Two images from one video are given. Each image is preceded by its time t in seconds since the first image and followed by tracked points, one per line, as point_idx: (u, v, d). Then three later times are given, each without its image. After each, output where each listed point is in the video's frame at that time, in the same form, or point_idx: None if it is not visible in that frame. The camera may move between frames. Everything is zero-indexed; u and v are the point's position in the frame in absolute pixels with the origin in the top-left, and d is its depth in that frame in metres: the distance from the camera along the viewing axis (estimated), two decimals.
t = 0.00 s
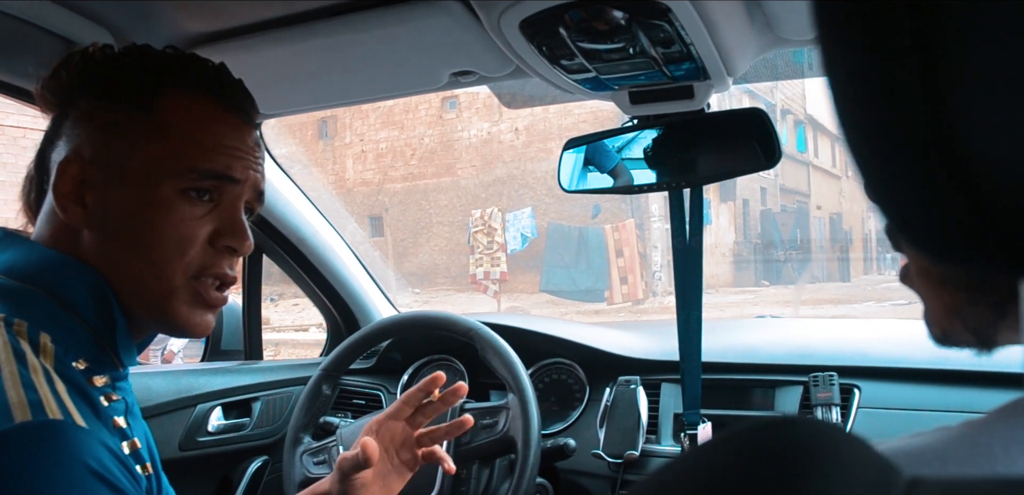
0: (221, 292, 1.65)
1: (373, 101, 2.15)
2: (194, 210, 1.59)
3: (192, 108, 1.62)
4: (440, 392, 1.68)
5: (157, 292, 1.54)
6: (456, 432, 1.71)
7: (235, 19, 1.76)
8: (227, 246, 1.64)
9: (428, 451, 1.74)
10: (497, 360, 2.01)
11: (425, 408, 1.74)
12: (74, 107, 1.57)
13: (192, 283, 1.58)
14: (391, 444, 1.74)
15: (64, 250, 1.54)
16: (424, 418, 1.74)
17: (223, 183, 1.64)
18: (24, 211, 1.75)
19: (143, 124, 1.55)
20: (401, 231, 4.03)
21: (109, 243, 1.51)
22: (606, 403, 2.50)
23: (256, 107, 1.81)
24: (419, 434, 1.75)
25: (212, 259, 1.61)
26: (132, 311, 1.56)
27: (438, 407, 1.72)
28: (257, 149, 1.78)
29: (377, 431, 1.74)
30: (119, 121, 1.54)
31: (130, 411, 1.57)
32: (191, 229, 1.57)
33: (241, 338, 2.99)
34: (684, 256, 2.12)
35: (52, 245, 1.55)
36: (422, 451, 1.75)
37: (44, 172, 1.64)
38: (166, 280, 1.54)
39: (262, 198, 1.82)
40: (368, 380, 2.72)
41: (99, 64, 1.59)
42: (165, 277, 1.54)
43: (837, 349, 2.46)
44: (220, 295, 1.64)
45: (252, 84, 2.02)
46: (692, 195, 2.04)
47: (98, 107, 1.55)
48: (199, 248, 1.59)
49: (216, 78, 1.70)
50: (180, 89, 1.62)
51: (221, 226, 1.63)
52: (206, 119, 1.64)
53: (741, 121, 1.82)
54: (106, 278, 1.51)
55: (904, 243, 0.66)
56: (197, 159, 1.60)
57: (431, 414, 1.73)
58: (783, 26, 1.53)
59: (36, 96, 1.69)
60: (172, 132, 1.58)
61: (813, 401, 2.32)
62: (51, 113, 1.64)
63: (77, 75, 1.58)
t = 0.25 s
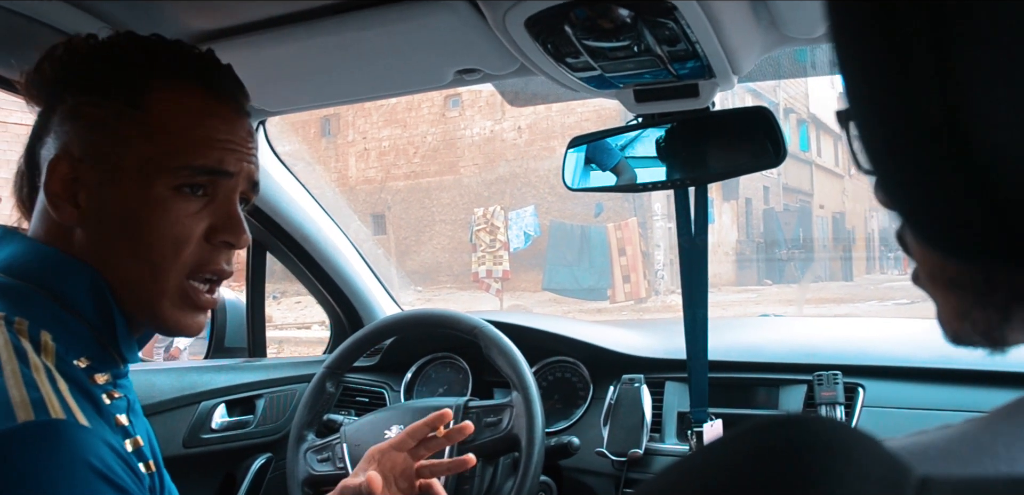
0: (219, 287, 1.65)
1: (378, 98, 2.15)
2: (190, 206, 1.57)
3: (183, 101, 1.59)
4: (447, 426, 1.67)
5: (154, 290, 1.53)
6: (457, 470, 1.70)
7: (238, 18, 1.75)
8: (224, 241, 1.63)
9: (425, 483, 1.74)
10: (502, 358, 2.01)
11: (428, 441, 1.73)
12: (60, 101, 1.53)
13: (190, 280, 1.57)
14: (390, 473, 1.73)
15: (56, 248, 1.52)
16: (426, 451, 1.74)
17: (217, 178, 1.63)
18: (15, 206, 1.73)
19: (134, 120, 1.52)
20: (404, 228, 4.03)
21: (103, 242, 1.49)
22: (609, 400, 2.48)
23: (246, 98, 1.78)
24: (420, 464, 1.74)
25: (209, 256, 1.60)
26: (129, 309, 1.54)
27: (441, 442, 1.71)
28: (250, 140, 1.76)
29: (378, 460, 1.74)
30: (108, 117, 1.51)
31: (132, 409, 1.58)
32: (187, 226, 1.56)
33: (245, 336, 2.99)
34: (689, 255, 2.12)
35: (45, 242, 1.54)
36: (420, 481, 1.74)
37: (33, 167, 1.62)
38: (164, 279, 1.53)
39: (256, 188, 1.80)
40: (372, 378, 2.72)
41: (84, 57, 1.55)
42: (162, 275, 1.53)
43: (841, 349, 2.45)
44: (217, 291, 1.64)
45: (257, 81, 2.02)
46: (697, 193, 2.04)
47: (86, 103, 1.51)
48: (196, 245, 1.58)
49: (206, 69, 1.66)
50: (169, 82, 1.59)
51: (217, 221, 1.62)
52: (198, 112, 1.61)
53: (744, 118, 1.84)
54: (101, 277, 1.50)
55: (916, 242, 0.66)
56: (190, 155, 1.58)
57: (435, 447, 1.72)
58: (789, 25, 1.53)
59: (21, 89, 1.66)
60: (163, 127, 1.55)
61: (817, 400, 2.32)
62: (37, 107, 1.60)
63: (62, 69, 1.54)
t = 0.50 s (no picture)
0: (226, 285, 1.65)
1: (385, 99, 2.16)
2: (195, 204, 1.57)
3: (187, 100, 1.59)
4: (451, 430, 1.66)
5: (161, 289, 1.53)
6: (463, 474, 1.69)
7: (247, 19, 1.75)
8: (230, 239, 1.63)
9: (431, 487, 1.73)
10: (509, 359, 2.01)
11: (433, 446, 1.73)
12: (65, 102, 1.54)
13: (196, 279, 1.57)
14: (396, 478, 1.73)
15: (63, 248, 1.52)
16: (431, 455, 1.73)
17: (221, 176, 1.62)
18: (22, 207, 1.74)
19: (138, 119, 1.52)
20: (409, 229, 4.03)
21: (109, 241, 1.49)
22: (617, 401, 2.50)
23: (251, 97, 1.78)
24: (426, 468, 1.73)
25: (215, 254, 1.60)
26: (137, 308, 1.54)
27: (448, 446, 1.71)
28: (255, 138, 1.75)
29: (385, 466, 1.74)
30: (112, 116, 1.51)
31: (139, 409, 1.58)
32: (193, 225, 1.56)
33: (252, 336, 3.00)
34: (696, 256, 2.12)
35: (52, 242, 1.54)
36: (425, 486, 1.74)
37: (40, 168, 1.62)
38: (170, 278, 1.53)
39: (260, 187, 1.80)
40: (378, 378, 2.72)
41: (87, 57, 1.55)
42: (169, 274, 1.53)
43: (849, 350, 2.45)
44: (223, 289, 1.64)
45: (264, 81, 2.02)
46: (704, 194, 2.04)
47: (90, 103, 1.51)
48: (202, 243, 1.58)
49: (209, 68, 1.66)
50: (173, 81, 1.59)
51: (222, 220, 1.61)
52: (202, 110, 1.61)
53: (752, 119, 1.83)
54: (109, 276, 1.50)
55: (939, 239, 0.67)
56: (194, 154, 1.58)
57: (441, 451, 1.72)
58: (797, 25, 1.53)
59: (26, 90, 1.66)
60: (167, 125, 1.55)
61: (825, 401, 2.31)
62: (43, 108, 1.61)
63: (66, 70, 1.55)
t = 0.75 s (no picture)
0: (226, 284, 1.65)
1: (389, 99, 2.16)
2: (197, 203, 1.57)
3: (191, 99, 1.59)
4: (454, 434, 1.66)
5: (164, 288, 1.54)
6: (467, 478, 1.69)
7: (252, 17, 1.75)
8: (232, 238, 1.63)
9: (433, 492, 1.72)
10: (512, 359, 2.01)
11: (437, 450, 1.72)
12: (68, 101, 1.53)
13: (198, 278, 1.57)
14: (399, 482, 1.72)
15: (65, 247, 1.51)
16: (435, 460, 1.73)
17: (224, 175, 1.62)
18: (23, 206, 1.74)
19: (141, 118, 1.52)
20: (412, 228, 4.03)
21: (112, 240, 1.49)
22: (619, 401, 2.51)
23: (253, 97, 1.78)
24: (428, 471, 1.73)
25: (217, 253, 1.60)
26: (139, 307, 1.54)
27: (451, 450, 1.70)
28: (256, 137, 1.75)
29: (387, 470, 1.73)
30: (116, 115, 1.51)
31: (141, 408, 1.58)
32: (196, 223, 1.56)
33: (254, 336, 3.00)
34: (699, 256, 2.11)
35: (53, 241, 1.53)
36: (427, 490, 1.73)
37: (43, 167, 1.62)
38: (173, 276, 1.53)
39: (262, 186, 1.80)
40: (381, 378, 2.72)
41: (92, 56, 1.55)
42: (171, 273, 1.53)
43: (852, 351, 2.44)
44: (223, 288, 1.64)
45: (268, 81, 2.02)
46: (708, 195, 2.03)
47: (93, 101, 1.51)
48: (204, 242, 1.58)
49: (213, 67, 1.66)
50: (176, 81, 1.59)
51: (225, 219, 1.61)
52: (205, 109, 1.61)
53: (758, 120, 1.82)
54: (112, 275, 1.50)
55: (942, 243, 0.65)
56: (197, 152, 1.58)
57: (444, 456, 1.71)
58: (802, 25, 1.52)
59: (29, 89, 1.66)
60: (170, 124, 1.55)
61: (828, 402, 2.31)
62: (45, 107, 1.60)
63: (70, 69, 1.54)
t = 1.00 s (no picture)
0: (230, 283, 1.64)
1: (393, 99, 2.16)
2: (201, 201, 1.57)
3: (194, 98, 1.60)
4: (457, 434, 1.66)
5: (168, 285, 1.53)
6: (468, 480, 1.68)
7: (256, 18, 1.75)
8: (236, 236, 1.63)
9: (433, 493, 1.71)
10: (516, 360, 2.01)
11: (439, 452, 1.72)
12: (70, 101, 1.53)
13: (201, 275, 1.57)
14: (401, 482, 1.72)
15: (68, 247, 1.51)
16: (437, 461, 1.72)
17: (226, 173, 1.62)
18: (26, 206, 1.73)
19: (143, 117, 1.53)
20: (415, 228, 4.03)
21: (115, 239, 1.49)
22: (624, 402, 2.46)
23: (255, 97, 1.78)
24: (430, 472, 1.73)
25: (221, 251, 1.60)
26: (144, 306, 1.54)
27: (454, 451, 1.70)
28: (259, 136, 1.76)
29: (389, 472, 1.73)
30: (118, 114, 1.51)
31: (145, 408, 1.58)
32: (199, 221, 1.56)
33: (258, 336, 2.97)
34: (703, 257, 2.11)
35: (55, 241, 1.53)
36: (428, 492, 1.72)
37: (45, 167, 1.62)
38: (176, 274, 1.53)
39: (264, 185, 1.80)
40: (384, 378, 2.72)
41: (94, 57, 1.55)
42: (174, 270, 1.53)
43: (856, 352, 2.44)
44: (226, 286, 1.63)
45: (272, 81, 2.02)
46: (712, 195, 2.03)
47: (95, 101, 1.51)
48: (207, 240, 1.57)
49: (215, 66, 1.67)
50: (178, 80, 1.59)
51: (229, 216, 1.61)
52: (207, 108, 1.61)
53: (761, 121, 1.81)
54: (116, 273, 1.50)
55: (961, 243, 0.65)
56: (200, 150, 1.58)
57: (446, 457, 1.71)
58: (807, 26, 1.52)
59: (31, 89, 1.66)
60: (172, 123, 1.55)
61: (832, 403, 2.31)
62: (48, 108, 1.60)
63: (72, 70, 1.55)
